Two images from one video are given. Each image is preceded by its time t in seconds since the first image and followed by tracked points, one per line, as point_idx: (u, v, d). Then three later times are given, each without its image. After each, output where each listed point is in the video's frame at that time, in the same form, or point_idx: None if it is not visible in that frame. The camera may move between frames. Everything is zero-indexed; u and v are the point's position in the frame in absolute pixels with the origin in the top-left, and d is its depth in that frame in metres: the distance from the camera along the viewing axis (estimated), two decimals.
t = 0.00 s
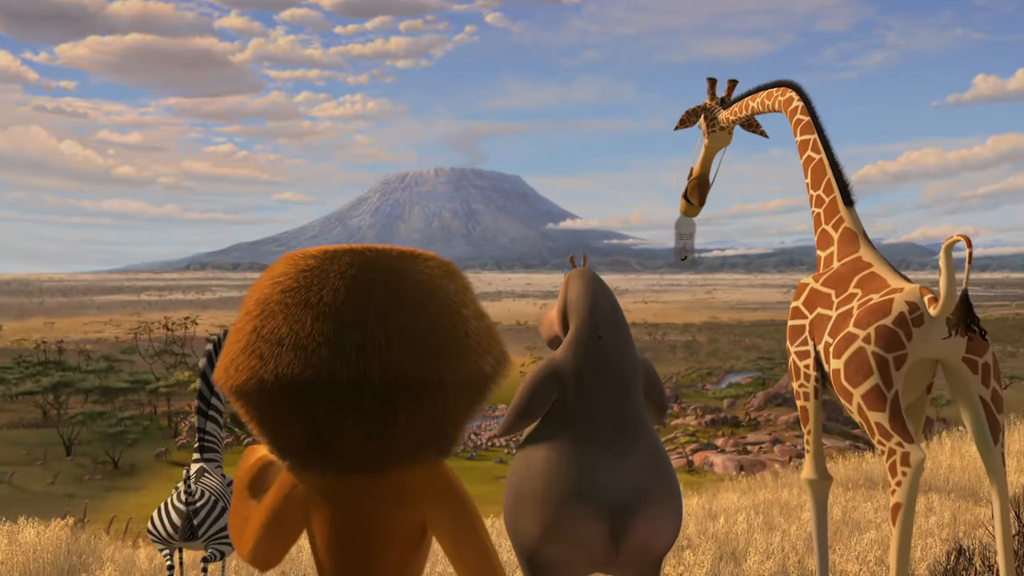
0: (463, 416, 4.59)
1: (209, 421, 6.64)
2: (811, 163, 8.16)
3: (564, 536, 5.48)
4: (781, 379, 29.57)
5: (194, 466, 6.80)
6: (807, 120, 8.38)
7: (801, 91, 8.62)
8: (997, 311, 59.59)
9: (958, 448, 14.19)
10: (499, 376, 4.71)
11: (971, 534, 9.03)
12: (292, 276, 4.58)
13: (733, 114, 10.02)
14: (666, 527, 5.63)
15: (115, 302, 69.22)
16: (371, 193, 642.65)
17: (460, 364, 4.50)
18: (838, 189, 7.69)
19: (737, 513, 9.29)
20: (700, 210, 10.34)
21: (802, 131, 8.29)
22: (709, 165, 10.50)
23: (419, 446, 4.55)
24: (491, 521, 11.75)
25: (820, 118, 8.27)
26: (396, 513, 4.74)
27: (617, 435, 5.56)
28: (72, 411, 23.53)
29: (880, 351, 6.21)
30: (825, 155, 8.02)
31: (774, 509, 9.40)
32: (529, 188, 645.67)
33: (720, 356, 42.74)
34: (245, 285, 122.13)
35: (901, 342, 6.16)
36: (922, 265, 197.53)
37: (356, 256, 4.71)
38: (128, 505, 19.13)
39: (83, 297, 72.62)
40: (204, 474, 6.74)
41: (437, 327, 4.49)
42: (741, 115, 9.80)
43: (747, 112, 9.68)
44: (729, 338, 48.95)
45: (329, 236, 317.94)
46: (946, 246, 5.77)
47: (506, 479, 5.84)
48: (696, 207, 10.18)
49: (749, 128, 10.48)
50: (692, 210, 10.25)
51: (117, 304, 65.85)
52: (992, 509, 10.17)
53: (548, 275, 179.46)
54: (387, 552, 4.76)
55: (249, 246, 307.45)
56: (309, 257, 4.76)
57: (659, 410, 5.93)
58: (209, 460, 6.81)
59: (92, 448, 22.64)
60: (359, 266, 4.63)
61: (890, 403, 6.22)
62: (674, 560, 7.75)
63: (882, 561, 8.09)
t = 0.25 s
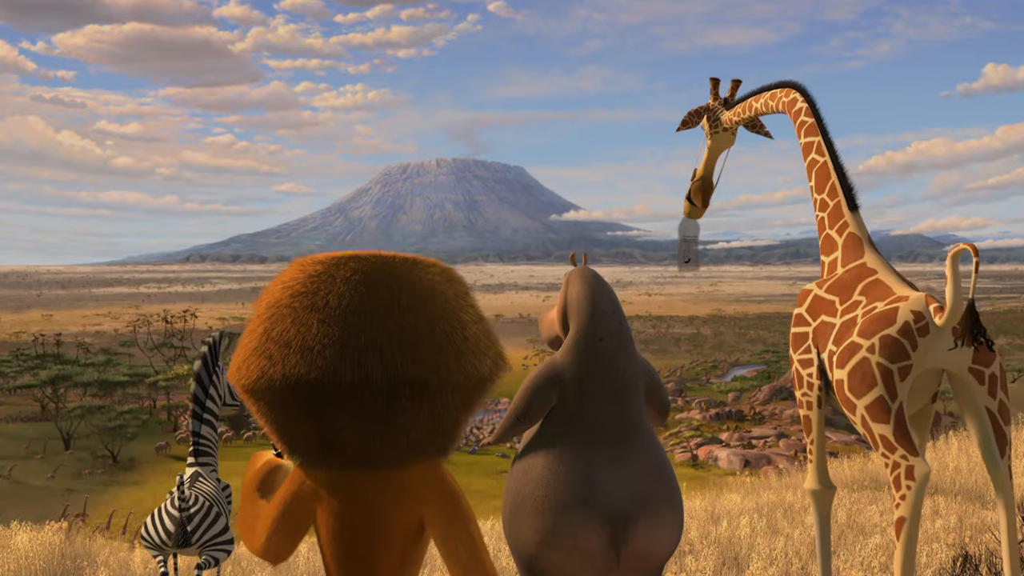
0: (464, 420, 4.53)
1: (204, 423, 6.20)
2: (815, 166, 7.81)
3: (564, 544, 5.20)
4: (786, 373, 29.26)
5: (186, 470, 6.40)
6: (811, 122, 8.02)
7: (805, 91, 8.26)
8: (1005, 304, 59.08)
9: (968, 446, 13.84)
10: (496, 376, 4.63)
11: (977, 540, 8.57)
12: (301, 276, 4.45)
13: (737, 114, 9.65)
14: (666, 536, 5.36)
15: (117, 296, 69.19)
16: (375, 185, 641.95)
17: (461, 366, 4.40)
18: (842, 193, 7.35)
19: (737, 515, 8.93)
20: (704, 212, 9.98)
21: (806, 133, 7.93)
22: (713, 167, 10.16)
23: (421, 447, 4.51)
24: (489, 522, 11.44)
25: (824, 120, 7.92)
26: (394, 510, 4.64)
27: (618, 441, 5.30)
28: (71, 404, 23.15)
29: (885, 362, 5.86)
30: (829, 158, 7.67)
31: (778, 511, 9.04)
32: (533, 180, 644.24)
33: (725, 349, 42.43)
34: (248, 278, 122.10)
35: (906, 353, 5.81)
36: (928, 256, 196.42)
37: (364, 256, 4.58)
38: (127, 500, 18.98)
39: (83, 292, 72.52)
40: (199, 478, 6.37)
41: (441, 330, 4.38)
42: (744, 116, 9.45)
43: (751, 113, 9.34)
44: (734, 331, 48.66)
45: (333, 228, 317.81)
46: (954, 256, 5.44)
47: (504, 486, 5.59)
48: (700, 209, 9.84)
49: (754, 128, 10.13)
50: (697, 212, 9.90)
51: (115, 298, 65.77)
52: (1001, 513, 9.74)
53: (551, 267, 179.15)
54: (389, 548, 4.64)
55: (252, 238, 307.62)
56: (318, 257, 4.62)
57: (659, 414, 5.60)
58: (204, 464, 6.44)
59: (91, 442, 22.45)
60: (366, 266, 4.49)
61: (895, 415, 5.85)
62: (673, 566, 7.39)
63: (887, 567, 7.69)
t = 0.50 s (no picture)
0: (459, 425, 4.71)
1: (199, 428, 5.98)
2: (819, 170, 7.36)
3: (563, 552, 4.98)
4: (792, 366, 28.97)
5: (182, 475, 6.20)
6: (816, 124, 7.53)
7: (809, 92, 7.82)
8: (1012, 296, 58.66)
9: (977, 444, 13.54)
10: (490, 385, 4.79)
11: (982, 544, 8.27)
12: (303, 292, 4.63)
13: (741, 116, 9.24)
14: (666, 542, 5.15)
15: (115, 288, 68.94)
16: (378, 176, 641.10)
17: (455, 376, 4.58)
18: (847, 198, 6.94)
19: (739, 518, 8.64)
20: (708, 215, 9.75)
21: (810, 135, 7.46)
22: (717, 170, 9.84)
23: (419, 453, 4.68)
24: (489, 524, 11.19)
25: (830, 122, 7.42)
26: (393, 515, 4.82)
27: (618, 446, 5.08)
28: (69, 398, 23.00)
29: (889, 373, 5.56)
30: (832, 159, 7.26)
31: (781, 514, 8.76)
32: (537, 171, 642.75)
33: (730, 342, 42.15)
34: (250, 270, 121.81)
35: (910, 364, 5.52)
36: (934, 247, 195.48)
37: (362, 272, 4.74)
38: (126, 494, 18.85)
39: (82, 285, 72.29)
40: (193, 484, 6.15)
41: (436, 341, 4.55)
42: (748, 118, 9.02)
43: (755, 115, 8.88)
44: (739, 324, 48.35)
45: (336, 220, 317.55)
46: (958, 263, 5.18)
47: (503, 492, 5.37)
48: (704, 212, 9.63)
49: (758, 130, 9.83)
50: (701, 215, 9.67)
51: (114, 290, 65.52)
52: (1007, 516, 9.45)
53: (555, 258, 178.64)
54: (389, 547, 4.83)
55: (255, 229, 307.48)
56: (320, 274, 4.80)
57: (658, 417, 5.41)
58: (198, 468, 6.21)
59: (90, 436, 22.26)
60: (365, 281, 4.64)
61: (899, 428, 5.55)
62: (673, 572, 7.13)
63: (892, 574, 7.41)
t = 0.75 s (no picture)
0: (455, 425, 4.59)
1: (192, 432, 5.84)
2: (822, 173, 7.06)
3: (562, 560, 4.83)
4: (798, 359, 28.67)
5: (176, 480, 6.00)
6: (820, 126, 7.23)
7: (812, 93, 7.48)
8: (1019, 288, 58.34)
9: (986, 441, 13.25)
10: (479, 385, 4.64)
11: (990, 550, 8.00)
12: (297, 291, 4.52)
13: (742, 118, 8.83)
14: (669, 550, 4.97)
15: (115, 279, 68.73)
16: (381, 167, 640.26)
17: (450, 374, 4.44)
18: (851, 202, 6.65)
19: (738, 520, 8.40)
20: (712, 218, 9.39)
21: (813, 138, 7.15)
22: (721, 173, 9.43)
23: (414, 451, 4.58)
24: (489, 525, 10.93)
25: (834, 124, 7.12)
26: (390, 511, 4.74)
27: (618, 451, 4.91)
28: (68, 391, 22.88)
29: (893, 384, 5.32)
30: (836, 162, 6.96)
31: (785, 518, 8.47)
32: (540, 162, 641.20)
33: (735, 335, 41.86)
34: (251, 261, 121.51)
35: (915, 374, 5.27)
36: (939, 239, 194.81)
37: (356, 272, 4.63)
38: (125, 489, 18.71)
39: (81, 277, 72.16)
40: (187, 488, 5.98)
41: (431, 340, 4.43)
42: (751, 121, 8.56)
43: (757, 118, 8.48)
44: (744, 316, 47.99)
45: (339, 211, 317.23)
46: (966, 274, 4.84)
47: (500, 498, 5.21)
48: (709, 216, 9.23)
49: (763, 131, 9.48)
50: (705, 218, 9.31)
51: (113, 283, 65.35)
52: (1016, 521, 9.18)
53: (559, 250, 178.15)
54: (385, 544, 4.77)
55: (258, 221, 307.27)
56: (314, 274, 4.68)
57: (662, 419, 5.21)
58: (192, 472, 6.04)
59: (89, 430, 22.10)
60: (359, 281, 4.54)
61: (904, 440, 5.32)
62: None
63: None
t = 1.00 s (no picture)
0: (445, 422, 4.83)
1: (187, 435, 5.92)
2: (826, 178, 6.90)
3: (561, 569, 4.83)
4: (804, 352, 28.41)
5: (172, 487, 5.96)
6: (823, 130, 7.06)
7: (817, 96, 7.32)
8: None
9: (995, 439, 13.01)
10: (471, 384, 4.90)
11: (997, 554, 7.76)
12: (294, 297, 4.74)
13: (747, 121, 8.62)
14: (668, 557, 5.01)
15: (114, 272, 68.49)
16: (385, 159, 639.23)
17: (441, 376, 4.67)
18: (855, 206, 6.49)
19: (739, 523, 8.17)
20: (716, 223, 9.21)
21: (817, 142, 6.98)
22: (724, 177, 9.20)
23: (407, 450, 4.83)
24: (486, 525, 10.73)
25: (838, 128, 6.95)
26: (388, 507, 5.00)
27: (619, 458, 4.94)
28: (67, 384, 22.86)
29: (897, 396, 5.17)
30: (840, 166, 6.81)
31: (787, 520, 8.22)
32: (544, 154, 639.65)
33: (740, 328, 41.54)
34: (252, 253, 121.20)
35: (920, 386, 5.13)
36: (945, 231, 193.81)
37: (350, 278, 4.85)
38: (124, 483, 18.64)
39: (80, 270, 71.93)
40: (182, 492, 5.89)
41: (422, 344, 4.67)
42: (755, 123, 8.39)
43: (761, 120, 8.27)
44: (750, 309, 47.68)
45: (342, 203, 316.70)
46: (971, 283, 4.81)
47: (500, 505, 5.19)
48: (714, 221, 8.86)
49: (767, 135, 9.18)
50: (709, 222, 9.11)
51: (113, 275, 65.07)
52: None
53: (563, 242, 177.62)
54: (383, 539, 5.03)
55: (261, 213, 307.06)
56: (310, 281, 4.91)
57: (662, 426, 5.28)
58: (188, 477, 6.02)
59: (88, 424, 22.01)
60: (352, 288, 4.77)
61: (908, 453, 5.17)
62: None
63: None
